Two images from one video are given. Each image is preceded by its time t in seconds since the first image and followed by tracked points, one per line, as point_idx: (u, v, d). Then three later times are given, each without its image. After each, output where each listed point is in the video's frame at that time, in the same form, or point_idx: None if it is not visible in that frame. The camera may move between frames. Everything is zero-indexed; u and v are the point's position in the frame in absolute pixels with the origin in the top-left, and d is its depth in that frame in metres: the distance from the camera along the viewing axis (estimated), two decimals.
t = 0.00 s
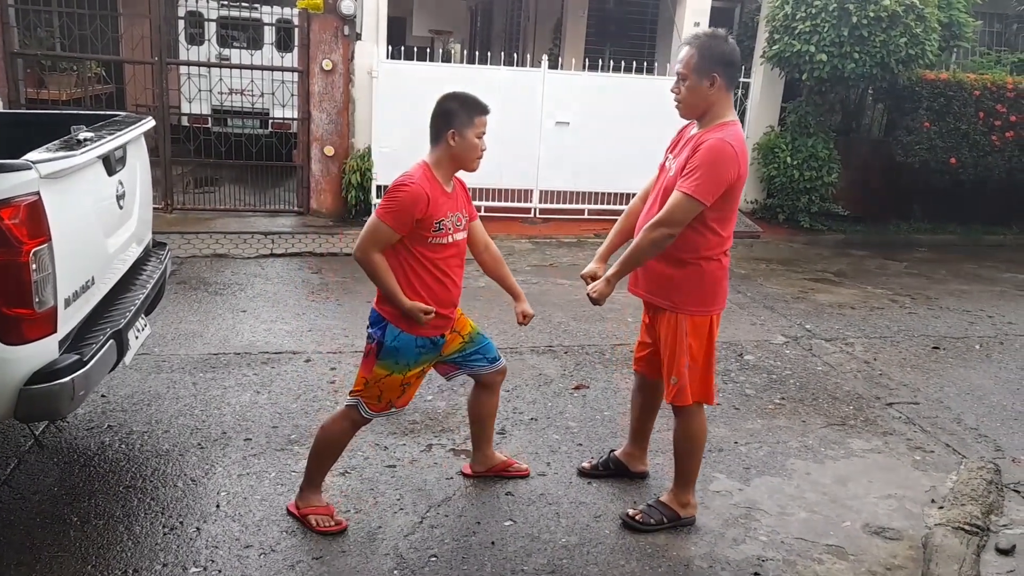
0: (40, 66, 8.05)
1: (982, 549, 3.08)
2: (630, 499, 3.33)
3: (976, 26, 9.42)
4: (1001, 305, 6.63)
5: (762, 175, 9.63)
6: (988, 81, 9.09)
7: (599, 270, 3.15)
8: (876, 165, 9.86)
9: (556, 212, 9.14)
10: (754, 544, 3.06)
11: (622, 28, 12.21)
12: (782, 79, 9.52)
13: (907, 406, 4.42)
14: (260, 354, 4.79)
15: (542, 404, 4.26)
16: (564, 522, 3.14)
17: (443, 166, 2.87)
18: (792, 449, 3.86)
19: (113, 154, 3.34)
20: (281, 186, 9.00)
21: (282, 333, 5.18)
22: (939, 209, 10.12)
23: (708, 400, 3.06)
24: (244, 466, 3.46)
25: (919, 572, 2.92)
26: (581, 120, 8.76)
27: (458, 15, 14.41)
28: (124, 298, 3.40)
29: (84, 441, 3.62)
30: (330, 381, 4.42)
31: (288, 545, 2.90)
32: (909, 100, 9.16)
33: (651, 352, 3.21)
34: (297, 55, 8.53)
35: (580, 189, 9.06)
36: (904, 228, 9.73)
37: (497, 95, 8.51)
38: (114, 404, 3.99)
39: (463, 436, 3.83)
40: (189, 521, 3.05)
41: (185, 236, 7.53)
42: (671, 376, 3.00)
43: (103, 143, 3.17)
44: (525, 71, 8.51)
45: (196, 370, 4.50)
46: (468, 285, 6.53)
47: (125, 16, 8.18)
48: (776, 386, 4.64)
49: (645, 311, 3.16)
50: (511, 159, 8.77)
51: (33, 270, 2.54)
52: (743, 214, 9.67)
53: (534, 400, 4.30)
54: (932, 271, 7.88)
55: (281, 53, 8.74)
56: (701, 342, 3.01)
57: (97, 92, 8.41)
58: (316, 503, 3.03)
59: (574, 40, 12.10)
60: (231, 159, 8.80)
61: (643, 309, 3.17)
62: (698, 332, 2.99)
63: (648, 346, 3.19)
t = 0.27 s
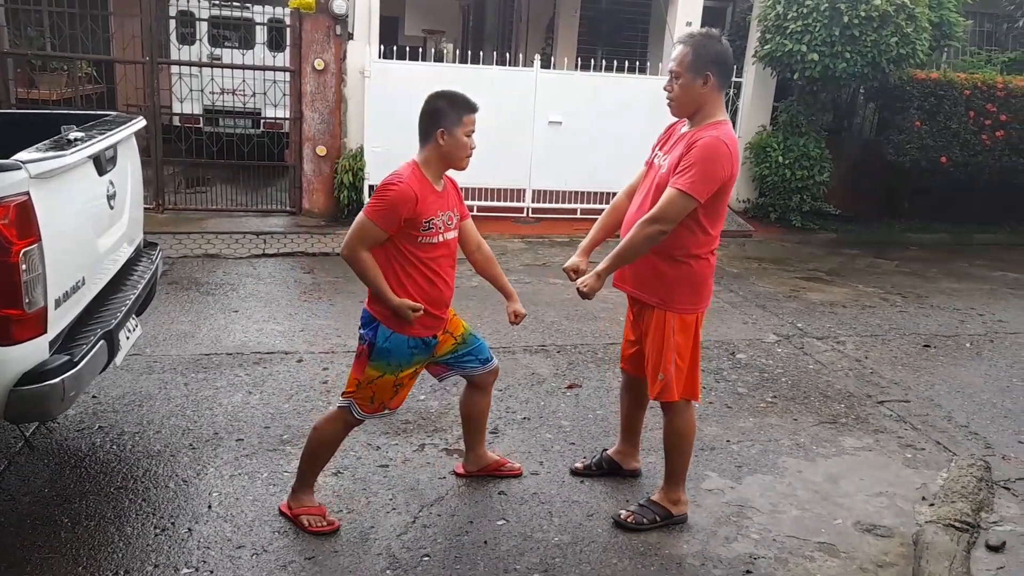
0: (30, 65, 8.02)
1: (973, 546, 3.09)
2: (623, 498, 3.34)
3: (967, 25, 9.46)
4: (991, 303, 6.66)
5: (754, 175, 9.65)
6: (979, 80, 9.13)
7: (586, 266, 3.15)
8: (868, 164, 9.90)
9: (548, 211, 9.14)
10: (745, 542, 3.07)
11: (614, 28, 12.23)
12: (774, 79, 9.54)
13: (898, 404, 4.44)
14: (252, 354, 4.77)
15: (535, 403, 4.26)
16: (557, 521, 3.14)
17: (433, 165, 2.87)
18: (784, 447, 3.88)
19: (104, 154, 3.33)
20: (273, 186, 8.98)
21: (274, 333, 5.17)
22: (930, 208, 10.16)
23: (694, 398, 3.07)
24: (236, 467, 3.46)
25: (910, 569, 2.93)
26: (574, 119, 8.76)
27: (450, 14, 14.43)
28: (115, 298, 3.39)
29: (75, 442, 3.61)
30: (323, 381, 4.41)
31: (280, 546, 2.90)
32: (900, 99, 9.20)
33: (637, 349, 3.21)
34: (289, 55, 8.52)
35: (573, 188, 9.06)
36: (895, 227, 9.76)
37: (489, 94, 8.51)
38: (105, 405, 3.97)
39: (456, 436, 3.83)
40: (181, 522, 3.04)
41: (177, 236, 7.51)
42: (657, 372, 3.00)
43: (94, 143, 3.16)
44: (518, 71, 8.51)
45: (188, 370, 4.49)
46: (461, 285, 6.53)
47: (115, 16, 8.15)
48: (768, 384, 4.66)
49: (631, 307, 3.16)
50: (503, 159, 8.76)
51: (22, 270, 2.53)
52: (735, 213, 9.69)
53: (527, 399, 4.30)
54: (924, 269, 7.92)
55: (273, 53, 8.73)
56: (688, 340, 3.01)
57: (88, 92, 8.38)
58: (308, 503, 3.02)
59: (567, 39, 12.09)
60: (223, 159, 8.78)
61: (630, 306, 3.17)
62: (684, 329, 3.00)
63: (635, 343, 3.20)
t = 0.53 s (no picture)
0: (18, 62, 7.95)
1: (962, 541, 3.11)
2: (614, 494, 3.34)
3: (956, 23, 9.50)
4: (980, 300, 6.69)
5: (745, 172, 9.67)
6: (968, 78, 9.17)
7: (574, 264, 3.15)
8: (858, 161, 9.93)
9: (540, 208, 9.14)
10: (737, 538, 3.08)
11: (605, 25, 12.23)
12: (764, 76, 9.56)
13: (888, 400, 4.46)
14: (243, 352, 4.75)
15: (527, 400, 4.26)
16: (549, 518, 3.14)
17: (421, 161, 2.86)
18: (775, 443, 3.89)
19: (92, 152, 3.31)
20: (263, 184, 8.95)
21: (265, 331, 5.15)
22: (920, 205, 10.21)
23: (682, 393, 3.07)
24: (227, 465, 3.44)
25: (901, 564, 2.95)
26: (565, 116, 8.76)
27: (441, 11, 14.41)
28: (104, 296, 3.36)
29: (65, 440, 3.59)
30: (314, 379, 4.40)
31: (272, 544, 2.89)
32: (890, 97, 9.23)
33: (625, 345, 3.21)
34: (279, 52, 8.48)
35: (565, 185, 9.06)
36: (885, 224, 9.80)
37: (480, 91, 8.49)
38: (94, 404, 3.95)
39: (447, 433, 3.83)
40: (172, 520, 3.02)
41: (166, 234, 7.47)
42: (646, 367, 3.01)
43: (82, 140, 3.14)
44: (509, 68, 8.49)
45: (178, 368, 4.47)
46: (452, 282, 6.52)
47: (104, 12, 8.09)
48: (760, 381, 4.67)
49: (619, 304, 3.16)
50: (494, 156, 8.75)
51: (10, 268, 2.51)
52: (726, 210, 9.71)
53: (519, 397, 4.30)
54: (913, 266, 7.95)
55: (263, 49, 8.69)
56: (678, 337, 3.02)
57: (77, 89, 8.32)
58: (299, 502, 3.01)
59: (558, 35, 12.07)
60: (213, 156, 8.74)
61: (618, 302, 3.17)
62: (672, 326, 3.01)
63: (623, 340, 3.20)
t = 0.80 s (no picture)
0: (15, 60, 7.94)
1: (959, 541, 3.11)
2: (612, 494, 3.34)
3: (953, 23, 9.52)
4: (978, 300, 6.70)
5: (743, 172, 9.67)
6: (965, 78, 9.18)
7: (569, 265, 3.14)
8: (855, 161, 9.94)
9: (538, 208, 9.15)
10: (734, 538, 3.08)
11: (603, 25, 12.22)
12: (762, 76, 9.57)
13: (885, 400, 4.47)
14: (240, 352, 4.75)
15: (524, 400, 4.26)
16: (546, 518, 3.14)
17: (423, 161, 2.86)
18: (772, 443, 3.89)
19: (90, 150, 3.30)
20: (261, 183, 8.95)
21: (262, 330, 5.15)
22: (917, 206, 10.22)
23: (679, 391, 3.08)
24: (224, 464, 3.44)
25: (897, 564, 2.95)
26: (563, 116, 8.76)
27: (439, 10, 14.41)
28: (101, 295, 3.36)
29: (61, 440, 3.58)
30: (311, 379, 4.39)
31: (269, 544, 2.89)
32: (887, 97, 9.24)
33: (621, 345, 3.21)
34: (277, 51, 8.47)
35: (563, 185, 9.06)
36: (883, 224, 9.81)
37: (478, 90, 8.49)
38: (91, 403, 3.94)
39: (445, 433, 3.83)
40: (169, 520, 3.02)
41: (164, 233, 7.46)
42: (644, 366, 3.01)
43: (79, 138, 3.13)
44: (507, 67, 8.49)
45: (176, 367, 4.46)
46: (450, 281, 6.52)
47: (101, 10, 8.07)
48: (757, 381, 4.67)
49: (616, 303, 3.16)
50: (492, 155, 8.75)
51: (7, 266, 2.51)
52: (724, 210, 9.71)
53: (516, 396, 4.30)
54: (911, 266, 7.96)
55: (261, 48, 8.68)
56: (675, 336, 3.02)
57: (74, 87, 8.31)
58: (296, 501, 3.01)
59: (556, 35, 12.06)
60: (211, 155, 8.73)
61: (616, 301, 3.17)
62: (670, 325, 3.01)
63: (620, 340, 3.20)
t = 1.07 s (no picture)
0: (13, 64, 7.94)
1: (959, 542, 3.11)
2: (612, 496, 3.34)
3: (951, 25, 9.53)
4: (976, 302, 6.70)
5: (741, 173, 9.68)
6: (963, 79, 9.19)
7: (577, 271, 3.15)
8: (853, 162, 9.95)
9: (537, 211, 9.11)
10: (734, 540, 3.08)
11: (601, 28, 12.23)
12: (759, 78, 9.58)
13: (885, 401, 4.47)
14: (239, 355, 4.74)
15: (524, 403, 4.26)
16: (546, 521, 3.14)
17: (422, 165, 2.86)
18: (772, 445, 3.89)
19: (89, 154, 3.30)
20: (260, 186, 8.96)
21: (262, 334, 5.14)
22: (915, 207, 10.23)
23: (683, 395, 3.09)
24: (223, 469, 3.43)
25: (898, 566, 2.95)
26: (562, 118, 8.76)
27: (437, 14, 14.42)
28: (100, 300, 3.35)
29: (61, 444, 3.58)
30: (311, 382, 4.39)
31: (268, 548, 2.88)
32: (885, 98, 9.25)
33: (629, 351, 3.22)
34: (275, 55, 8.49)
35: (561, 187, 9.05)
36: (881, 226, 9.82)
37: (476, 93, 8.48)
38: (91, 407, 3.94)
39: (444, 436, 3.82)
40: (168, 524, 3.01)
41: (162, 237, 7.45)
42: (650, 371, 3.01)
43: (78, 143, 3.13)
44: (505, 70, 8.49)
45: (175, 371, 4.46)
46: (449, 284, 6.52)
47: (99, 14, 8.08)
48: (757, 382, 4.67)
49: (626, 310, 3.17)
50: (490, 158, 8.75)
51: (6, 271, 2.50)
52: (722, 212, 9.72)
53: (516, 399, 4.30)
54: (909, 267, 7.97)
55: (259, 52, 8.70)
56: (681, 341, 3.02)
57: (73, 91, 8.31)
58: (294, 505, 3.00)
59: (554, 38, 12.08)
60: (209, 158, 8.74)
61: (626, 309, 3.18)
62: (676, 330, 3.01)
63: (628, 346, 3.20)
